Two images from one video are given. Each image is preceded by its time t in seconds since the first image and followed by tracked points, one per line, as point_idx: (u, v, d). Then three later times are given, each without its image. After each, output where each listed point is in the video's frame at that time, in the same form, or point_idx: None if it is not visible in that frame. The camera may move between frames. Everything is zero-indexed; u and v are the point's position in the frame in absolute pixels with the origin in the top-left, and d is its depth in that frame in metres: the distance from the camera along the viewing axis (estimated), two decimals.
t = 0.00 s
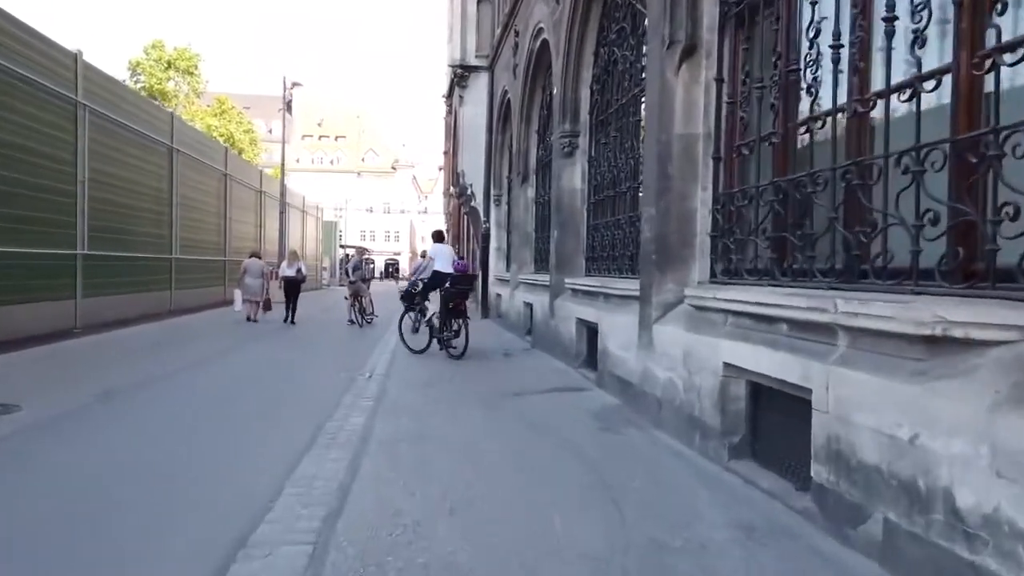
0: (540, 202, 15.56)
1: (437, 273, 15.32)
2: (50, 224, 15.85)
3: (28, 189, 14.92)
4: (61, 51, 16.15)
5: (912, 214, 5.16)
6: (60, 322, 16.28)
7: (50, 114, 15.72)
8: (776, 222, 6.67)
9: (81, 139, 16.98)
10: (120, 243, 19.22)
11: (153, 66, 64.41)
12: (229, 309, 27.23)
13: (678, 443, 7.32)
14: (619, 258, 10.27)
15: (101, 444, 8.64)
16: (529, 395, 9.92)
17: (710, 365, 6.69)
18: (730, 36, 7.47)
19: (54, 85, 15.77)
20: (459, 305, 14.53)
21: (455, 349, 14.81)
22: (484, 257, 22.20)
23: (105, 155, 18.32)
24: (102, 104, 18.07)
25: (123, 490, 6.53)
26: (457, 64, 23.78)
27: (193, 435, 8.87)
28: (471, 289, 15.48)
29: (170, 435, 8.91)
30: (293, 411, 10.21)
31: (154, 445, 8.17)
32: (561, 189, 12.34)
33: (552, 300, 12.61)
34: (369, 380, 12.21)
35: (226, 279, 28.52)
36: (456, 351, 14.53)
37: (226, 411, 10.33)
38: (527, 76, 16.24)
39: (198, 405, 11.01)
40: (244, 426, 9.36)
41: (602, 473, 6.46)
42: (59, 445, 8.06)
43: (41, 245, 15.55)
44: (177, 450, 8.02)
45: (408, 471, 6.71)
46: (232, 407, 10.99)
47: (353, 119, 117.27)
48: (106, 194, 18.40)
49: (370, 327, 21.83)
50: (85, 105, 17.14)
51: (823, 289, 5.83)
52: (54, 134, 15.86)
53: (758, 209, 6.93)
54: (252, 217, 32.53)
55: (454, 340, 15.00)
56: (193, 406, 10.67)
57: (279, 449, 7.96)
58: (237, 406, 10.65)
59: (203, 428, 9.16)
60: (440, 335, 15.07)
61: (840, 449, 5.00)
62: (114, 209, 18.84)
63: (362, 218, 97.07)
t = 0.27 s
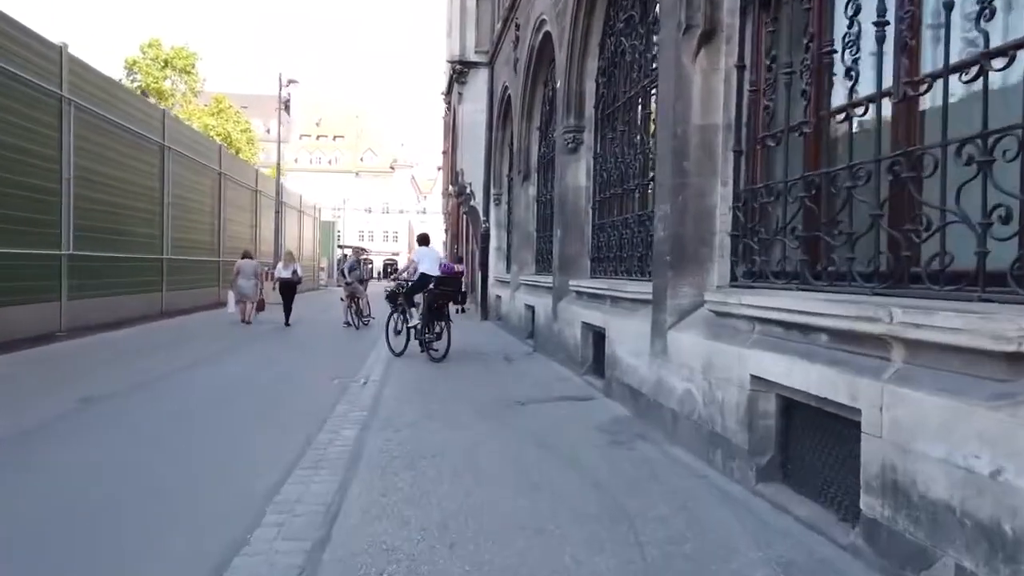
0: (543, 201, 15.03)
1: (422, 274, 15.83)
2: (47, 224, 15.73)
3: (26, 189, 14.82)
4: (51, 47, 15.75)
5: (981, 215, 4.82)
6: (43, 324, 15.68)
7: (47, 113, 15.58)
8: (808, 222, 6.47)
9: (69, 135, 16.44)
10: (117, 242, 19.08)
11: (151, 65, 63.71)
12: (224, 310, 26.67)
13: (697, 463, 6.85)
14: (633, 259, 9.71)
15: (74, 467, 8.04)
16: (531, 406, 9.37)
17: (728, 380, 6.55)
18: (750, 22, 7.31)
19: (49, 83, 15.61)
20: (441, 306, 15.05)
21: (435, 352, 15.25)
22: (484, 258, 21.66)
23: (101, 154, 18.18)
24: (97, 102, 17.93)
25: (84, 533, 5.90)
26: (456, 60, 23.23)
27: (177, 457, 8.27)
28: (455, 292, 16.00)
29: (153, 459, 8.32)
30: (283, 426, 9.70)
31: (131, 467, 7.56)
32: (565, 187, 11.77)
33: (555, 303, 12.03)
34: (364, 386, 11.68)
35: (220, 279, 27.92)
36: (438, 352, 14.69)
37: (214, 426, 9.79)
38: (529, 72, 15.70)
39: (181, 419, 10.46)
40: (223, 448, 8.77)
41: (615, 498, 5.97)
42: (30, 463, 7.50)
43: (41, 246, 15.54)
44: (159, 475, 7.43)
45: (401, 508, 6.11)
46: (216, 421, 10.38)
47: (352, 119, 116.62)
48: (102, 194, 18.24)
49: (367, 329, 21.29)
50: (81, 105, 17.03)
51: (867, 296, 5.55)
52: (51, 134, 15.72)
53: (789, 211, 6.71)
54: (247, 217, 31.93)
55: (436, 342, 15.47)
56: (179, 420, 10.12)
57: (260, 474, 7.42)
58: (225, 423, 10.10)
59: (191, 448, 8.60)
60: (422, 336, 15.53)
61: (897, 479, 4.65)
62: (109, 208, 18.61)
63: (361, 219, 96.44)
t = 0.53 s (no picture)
0: (545, 196, 14.52)
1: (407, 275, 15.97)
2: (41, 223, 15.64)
3: (17, 187, 14.68)
4: (34, 36, 15.24)
5: None
6: (26, 325, 15.16)
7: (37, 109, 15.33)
8: (846, 215, 6.19)
9: (53, 130, 15.91)
10: (108, 241, 18.94)
11: (146, 64, 62.89)
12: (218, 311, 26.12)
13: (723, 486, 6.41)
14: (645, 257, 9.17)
15: (40, 485, 7.47)
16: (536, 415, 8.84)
17: (758, 389, 6.34)
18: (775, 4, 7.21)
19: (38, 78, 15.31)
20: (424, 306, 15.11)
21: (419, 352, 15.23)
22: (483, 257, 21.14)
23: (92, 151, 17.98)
24: (88, 98, 17.68)
25: (63, 557, 5.38)
26: (455, 54, 22.67)
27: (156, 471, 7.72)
28: (438, 292, 16.04)
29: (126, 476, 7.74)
30: (268, 435, 9.17)
31: (127, 469, 7.61)
32: (570, 182, 11.22)
33: (559, 304, 11.50)
34: (358, 391, 11.14)
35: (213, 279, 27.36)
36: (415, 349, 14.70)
37: (194, 434, 9.27)
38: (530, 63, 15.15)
39: (162, 428, 9.91)
40: (210, 454, 8.40)
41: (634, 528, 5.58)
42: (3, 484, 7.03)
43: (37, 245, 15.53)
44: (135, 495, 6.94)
45: (392, 539, 5.58)
46: (199, 429, 9.85)
47: (350, 118, 115.89)
48: (92, 191, 18.03)
49: (363, 330, 20.73)
50: (72, 101, 16.82)
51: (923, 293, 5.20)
52: (41, 130, 15.49)
53: (825, 203, 6.42)
54: (242, 215, 31.32)
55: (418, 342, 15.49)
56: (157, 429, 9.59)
57: (253, 486, 7.02)
58: (208, 432, 9.53)
59: (166, 459, 8.10)
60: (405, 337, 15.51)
61: (978, 513, 4.24)
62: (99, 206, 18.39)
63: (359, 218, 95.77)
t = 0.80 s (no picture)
0: (552, 194, 13.98)
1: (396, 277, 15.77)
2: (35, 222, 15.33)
3: (10, 187, 14.40)
4: (19, 28, 14.74)
5: None
6: (13, 329, 14.71)
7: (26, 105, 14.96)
8: (904, 210, 5.71)
9: (42, 127, 15.43)
10: (104, 240, 18.69)
11: (145, 64, 62.22)
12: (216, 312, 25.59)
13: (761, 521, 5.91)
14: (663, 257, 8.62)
15: (8, 510, 6.90)
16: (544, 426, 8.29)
17: (804, 402, 5.93)
18: None
19: (28, 73, 14.93)
20: (412, 306, 14.78)
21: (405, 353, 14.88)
22: (486, 257, 20.58)
23: (85, 148, 17.65)
24: (79, 95, 17.33)
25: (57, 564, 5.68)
26: (457, 49, 22.15)
27: (132, 496, 7.15)
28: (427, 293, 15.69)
29: (105, 498, 7.21)
30: (264, 448, 8.66)
31: (129, 474, 7.93)
32: (578, 178, 10.67)
33: (566, 306, 10.93)
34: (353, 399, 10.58)
35: (210, 280, 26.81)
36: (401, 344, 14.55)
37: (181, 451, 8.70)
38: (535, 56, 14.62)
39: (153, 437, 9.44)
40: (204, 471, 7.98)
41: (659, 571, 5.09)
42: None
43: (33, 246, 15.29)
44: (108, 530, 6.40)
45: None
46: (191, 439, 9.37)
47: (350, 118, 115.31)
48: (85, 190, 17.67)
49: (362, 332, 20.15)
50: (63, 97, 16.47)
51: (1003, 299, 4.72)
52: (31, 127, 15.09)
53: (878, 198, 5.92)
54: (240, 215, 30.78)
55: (405, 344, 15.15)
56: (143, 445, 9.07)
57: (250, 488, 7.30)
58: (193, 444, 8.96)
59: (154, 483, 7.62)
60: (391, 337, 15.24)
61: None
62: (92, 205, 18.01)
63: (359, 219, 95.24)
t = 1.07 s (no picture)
0: (559, 191, 13.42)
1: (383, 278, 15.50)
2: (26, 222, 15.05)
3: None
4: (4, 19, 14.30)
5: None
6: None
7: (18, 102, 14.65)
8: (978, 202, 5.02)
9: (28, 122, 14.93)
10: (100, 241, 18.38)
11: (146, 63, 61.44)
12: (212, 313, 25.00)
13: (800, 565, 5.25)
14: (682, 257, 8.09)
15: None
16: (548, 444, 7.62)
17: (862, 424, 5.18)
18: None
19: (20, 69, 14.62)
20: (404, 311, 14.64)
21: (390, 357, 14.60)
22: (489, 257, 19.99)
23: (81, 147, 17.35)
24: (74, 93, 17.02)
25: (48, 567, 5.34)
26: (459, 43, 21.65)
27: (105, 509, 6.49)
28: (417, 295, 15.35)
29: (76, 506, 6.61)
30: (254, 457, 7.99)
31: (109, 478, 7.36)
32: (587, 173, 10.05)
33: (574, 309, 10.32)
34: (349, 407, 9.96)
35: (205, 280, 26.22)
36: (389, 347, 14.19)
37: (168, 456, 8.09)
38: (540, 47, 14.08)
39: (135, 439, 8.85)
40: (205, 470, 7.65)
41: None
42: None
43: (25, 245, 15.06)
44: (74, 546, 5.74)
45: None
46: (177, 441, 8.78)
47: (352, 118, 114.71)
48: (78, 189, 17.26)
49: (361, 334, 19.56)
50: (57, 94, 16.18)
51: None
52: (16, 122, 14.58)
53: (945, 188, 5.24)
54: (238, 214, 30.22)
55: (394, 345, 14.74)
56: (130, 447, 8.46)
57: (250, 493, 6.93)
58: (180, 451, 8.31)
59: (138, 492, 6.98)
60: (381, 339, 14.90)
61: None
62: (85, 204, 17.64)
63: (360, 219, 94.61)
